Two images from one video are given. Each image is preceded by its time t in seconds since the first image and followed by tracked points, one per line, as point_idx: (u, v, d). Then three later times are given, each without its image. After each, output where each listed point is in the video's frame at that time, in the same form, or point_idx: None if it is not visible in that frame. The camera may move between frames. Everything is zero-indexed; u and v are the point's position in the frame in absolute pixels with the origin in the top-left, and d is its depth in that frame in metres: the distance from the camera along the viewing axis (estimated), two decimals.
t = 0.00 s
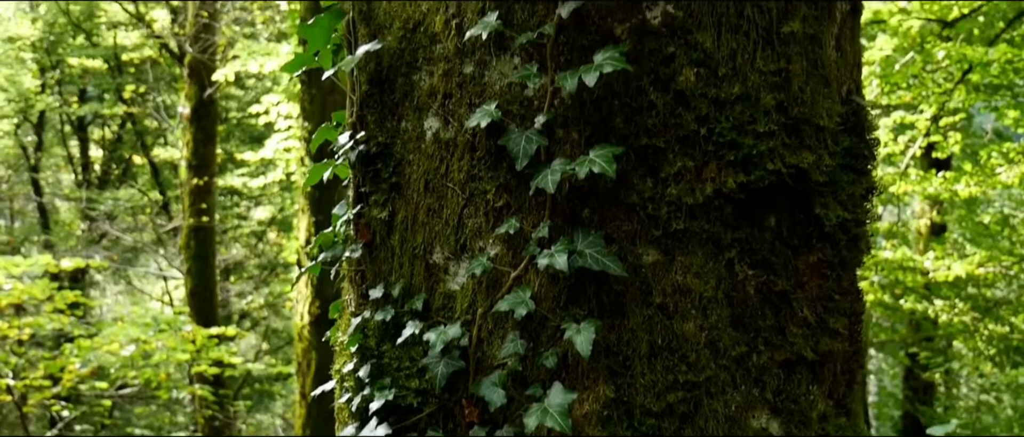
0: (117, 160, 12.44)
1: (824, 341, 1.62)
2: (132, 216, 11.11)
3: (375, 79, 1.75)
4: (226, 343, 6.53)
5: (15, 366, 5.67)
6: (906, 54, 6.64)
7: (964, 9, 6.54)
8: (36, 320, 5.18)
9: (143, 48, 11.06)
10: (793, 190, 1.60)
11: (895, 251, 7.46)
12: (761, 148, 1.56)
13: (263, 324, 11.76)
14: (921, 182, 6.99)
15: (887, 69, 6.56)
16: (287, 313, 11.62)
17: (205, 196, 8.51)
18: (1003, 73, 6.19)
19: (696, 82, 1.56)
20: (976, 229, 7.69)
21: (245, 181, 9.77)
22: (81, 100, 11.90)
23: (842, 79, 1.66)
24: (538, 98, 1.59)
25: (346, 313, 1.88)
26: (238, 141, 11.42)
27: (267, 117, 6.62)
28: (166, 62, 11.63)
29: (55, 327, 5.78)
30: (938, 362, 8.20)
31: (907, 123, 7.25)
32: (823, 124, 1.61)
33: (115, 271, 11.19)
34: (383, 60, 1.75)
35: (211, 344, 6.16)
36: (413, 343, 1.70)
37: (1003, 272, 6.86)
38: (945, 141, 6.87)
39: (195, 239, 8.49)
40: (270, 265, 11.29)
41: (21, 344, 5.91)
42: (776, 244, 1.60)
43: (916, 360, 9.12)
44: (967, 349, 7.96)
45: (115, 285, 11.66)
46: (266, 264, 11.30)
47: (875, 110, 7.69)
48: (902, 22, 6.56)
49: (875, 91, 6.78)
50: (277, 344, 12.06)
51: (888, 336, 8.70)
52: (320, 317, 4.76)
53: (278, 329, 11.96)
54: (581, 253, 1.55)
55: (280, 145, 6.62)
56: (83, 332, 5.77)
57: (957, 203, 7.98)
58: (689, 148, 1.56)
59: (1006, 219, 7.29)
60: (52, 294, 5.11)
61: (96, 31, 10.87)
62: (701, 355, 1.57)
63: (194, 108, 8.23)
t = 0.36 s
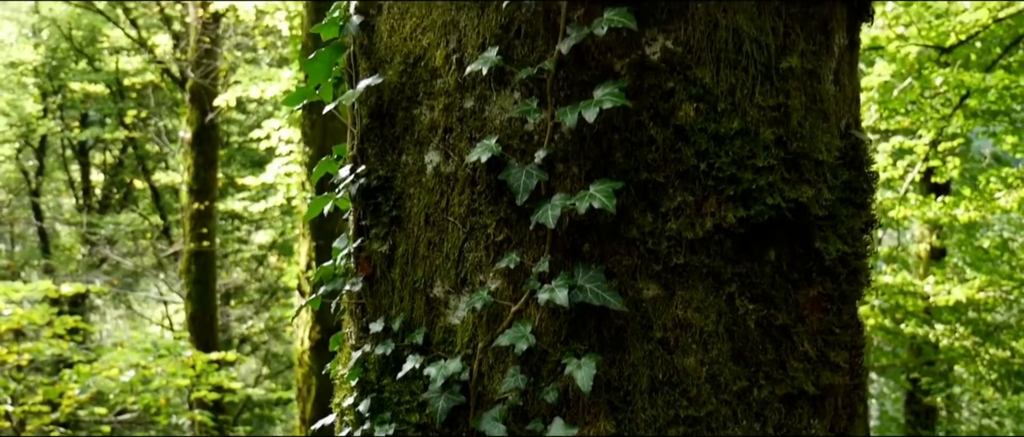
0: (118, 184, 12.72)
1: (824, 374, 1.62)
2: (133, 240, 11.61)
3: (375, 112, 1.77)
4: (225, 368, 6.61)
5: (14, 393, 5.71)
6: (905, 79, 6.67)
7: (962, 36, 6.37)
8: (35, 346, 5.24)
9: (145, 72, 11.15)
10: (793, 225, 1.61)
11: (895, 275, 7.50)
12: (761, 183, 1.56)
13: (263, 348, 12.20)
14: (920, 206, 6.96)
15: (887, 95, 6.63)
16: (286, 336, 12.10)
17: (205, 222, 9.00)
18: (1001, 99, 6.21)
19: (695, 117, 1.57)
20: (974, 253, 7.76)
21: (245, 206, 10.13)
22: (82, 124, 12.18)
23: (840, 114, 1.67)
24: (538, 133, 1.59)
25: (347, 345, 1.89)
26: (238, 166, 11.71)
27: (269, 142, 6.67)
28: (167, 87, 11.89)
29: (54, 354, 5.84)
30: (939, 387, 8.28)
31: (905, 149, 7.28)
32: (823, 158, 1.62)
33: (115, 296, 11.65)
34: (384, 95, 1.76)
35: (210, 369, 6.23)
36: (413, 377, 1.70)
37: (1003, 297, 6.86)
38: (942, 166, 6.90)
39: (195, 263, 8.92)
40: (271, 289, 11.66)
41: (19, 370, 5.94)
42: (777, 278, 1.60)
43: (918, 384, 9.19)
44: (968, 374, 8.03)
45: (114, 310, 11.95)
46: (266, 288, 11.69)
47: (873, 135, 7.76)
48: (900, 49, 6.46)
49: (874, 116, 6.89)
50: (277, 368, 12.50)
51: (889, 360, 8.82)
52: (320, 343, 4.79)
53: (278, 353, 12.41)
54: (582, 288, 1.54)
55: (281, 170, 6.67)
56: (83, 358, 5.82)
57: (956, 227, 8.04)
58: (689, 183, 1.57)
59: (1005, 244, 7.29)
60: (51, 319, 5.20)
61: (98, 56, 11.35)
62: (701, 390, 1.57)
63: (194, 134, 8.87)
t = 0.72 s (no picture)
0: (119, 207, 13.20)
1: (827, 407, 1.61)
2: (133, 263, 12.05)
3: (376, 145, 1.78)
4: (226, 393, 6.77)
5: (13, 418, 5.78)
6: (903, 103, 6.66)
7: (960, 60, 6.37)
8: (34, 371, 5.33)
9: (146, 96, 11.19)
10: (795, 258, 1.61)
11: (896, 298, 7.39)
12: (762, 216, 1.57)
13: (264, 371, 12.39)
14: (919, 229, 6.89)
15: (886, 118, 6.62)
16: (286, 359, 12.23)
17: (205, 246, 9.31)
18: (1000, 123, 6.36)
19: (696, 151, 1.57)
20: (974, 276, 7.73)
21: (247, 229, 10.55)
22: (84, 148, 12.40)
23: (840, 146, 1.68)
24: (539, 166, 1.60)
25: (347, 377, 1.90)
26: (240, 189, 12.08)
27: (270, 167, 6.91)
28: (169, 111, 12.11)
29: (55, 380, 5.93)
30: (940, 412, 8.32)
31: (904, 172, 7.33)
32: (823, 191, 1.62)
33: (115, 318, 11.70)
34: (385, 127, 1.77)
35: (210, 394, 6.44)
36: (414, 410, 1.70)
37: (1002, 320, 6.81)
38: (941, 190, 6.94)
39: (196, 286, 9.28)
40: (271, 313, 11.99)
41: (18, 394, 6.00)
42: (778, 312, 1.60)
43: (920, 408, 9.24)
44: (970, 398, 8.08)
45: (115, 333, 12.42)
46: (266, 312, 12.06)
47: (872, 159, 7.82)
48: (898, 73, 6.42)
49: (872, 140, 6.91)
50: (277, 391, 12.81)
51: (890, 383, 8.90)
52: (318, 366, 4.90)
53: (278, 376, 12.77)
54: (583, 322, 1.54)
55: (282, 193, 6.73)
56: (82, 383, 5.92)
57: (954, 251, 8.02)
58: (689, 216, 1.57)
59: (1005, 267, 7.27)
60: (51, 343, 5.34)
61: (100, 80, 11.62)
62: (703, 424, 1.56)
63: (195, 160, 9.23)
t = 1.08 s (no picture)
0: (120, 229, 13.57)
1: None
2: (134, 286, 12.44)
3: (377, 177, 1.78)
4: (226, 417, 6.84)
5: None
6: (902, 125, 6.75)
7: (958, 83, 6.46)
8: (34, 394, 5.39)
9: (148, 118, 11.42)
10: (795, 289, 1.61)
11: (897, 321, 7.41)
12: (762, 248, 1.57)
13: (264, 394, 12.70)
14: (920, 252, 6.96)
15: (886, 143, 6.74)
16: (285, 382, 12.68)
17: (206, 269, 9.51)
18: (999, 146, 6.46)
19: (696, 184, 1.58)
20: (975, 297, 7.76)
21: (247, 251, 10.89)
22: (85, 170, 12.63)
23: (840, 177, 1.69)
24: (539, 198, 1.60)
25: (348, 408, 1.90)
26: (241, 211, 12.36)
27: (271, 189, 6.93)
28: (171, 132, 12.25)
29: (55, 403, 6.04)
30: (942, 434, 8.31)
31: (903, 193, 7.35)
32: (823, 222, 1.63)
33: (115, 342, 12.10)
34: (387, 159, 1.78)
35: (209, 417, 6.55)
36: None
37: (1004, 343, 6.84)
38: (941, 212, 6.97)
39: (196, 310, 9.46)
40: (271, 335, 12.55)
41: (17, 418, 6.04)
42: (779, 343, 1.59)
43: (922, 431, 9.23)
44: (971, 420, 8.07)
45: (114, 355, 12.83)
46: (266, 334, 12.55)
47: (871, 181, 7.88)
48: (896, 96, 6.48)
49: (870, 163, 6.98)
50: (277, 413, 12.97)
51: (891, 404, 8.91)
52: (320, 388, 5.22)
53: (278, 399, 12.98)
54: (584, 355, 1.54)
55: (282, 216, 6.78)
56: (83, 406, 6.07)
57: (956, 273, 8.04)
58: (690, 248, 1.57)
59: (1006, 289, 7.38)
60: (52, 365, 5.45)
61: (103, 103, 11.98)
62: None
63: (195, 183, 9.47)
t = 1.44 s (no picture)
0: (122, 250, 14.03)
1: None
2: (135, 308, 12.73)
3: (379, 208, 1.80)
4: None
5: None
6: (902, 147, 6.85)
7: (956, 104, 6.48)
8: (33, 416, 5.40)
9: (150, 140, 11.85)
10: (796, 321, 1.61)
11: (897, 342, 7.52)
12: (763, 279, 1.57)
13: (264, 414, 12.81)
14: (920, 272, 6.96)
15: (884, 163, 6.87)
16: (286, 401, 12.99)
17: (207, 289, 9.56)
18: (997, 167, 6.44)
19: (696, 215, 1.58)
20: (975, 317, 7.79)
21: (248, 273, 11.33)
22: (87, 191, 13.21)
23: (840, 208, 1.69)
24: (540, 230, 1.61)
25: None
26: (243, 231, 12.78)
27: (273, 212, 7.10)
28: (173, 154, 12.47)
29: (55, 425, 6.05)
30: None
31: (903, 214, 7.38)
32: (823, 252, 1.63)
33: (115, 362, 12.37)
34: (389, 190, 1.80)
35: None
36: None
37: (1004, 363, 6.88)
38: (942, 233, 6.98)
39: (196, 332, 9.48)
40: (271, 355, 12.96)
41: None
42: (780, 374, 1.59)
43: None
44: None
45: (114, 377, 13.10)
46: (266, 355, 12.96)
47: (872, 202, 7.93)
48: (896, 118, 6.55)
49: (871, 184, 7.01)
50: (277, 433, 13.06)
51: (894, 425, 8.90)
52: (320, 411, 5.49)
53: (278, 419, 13.09)
54: (586, 386, 1.54)
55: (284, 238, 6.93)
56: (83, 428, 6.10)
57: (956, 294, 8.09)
58: (690, 279, 1.57)
59: (1006, 309, 7.31)
60: (52, 387, 5.47)
61: (105, 124, 12.16)
62: None
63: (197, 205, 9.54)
